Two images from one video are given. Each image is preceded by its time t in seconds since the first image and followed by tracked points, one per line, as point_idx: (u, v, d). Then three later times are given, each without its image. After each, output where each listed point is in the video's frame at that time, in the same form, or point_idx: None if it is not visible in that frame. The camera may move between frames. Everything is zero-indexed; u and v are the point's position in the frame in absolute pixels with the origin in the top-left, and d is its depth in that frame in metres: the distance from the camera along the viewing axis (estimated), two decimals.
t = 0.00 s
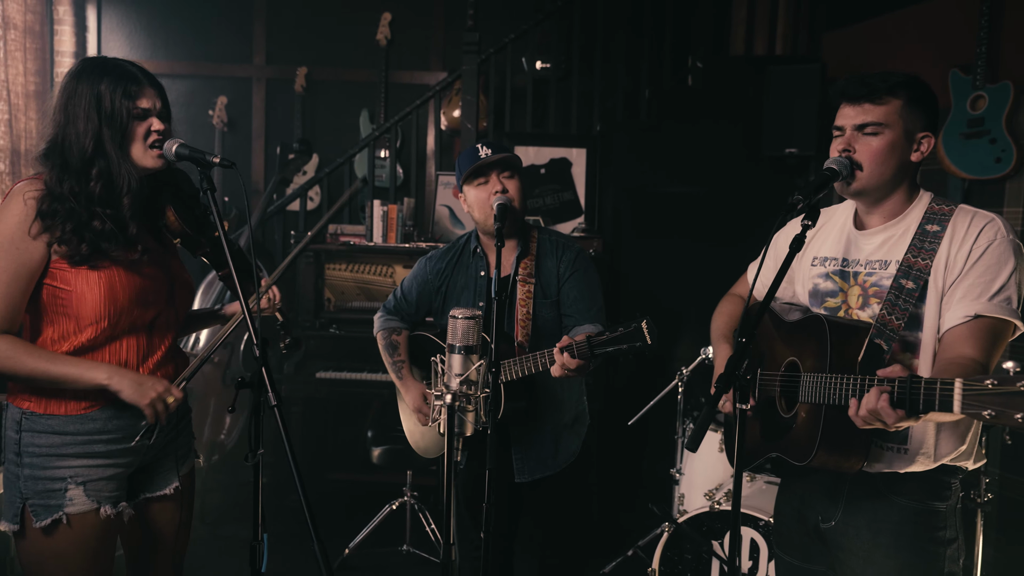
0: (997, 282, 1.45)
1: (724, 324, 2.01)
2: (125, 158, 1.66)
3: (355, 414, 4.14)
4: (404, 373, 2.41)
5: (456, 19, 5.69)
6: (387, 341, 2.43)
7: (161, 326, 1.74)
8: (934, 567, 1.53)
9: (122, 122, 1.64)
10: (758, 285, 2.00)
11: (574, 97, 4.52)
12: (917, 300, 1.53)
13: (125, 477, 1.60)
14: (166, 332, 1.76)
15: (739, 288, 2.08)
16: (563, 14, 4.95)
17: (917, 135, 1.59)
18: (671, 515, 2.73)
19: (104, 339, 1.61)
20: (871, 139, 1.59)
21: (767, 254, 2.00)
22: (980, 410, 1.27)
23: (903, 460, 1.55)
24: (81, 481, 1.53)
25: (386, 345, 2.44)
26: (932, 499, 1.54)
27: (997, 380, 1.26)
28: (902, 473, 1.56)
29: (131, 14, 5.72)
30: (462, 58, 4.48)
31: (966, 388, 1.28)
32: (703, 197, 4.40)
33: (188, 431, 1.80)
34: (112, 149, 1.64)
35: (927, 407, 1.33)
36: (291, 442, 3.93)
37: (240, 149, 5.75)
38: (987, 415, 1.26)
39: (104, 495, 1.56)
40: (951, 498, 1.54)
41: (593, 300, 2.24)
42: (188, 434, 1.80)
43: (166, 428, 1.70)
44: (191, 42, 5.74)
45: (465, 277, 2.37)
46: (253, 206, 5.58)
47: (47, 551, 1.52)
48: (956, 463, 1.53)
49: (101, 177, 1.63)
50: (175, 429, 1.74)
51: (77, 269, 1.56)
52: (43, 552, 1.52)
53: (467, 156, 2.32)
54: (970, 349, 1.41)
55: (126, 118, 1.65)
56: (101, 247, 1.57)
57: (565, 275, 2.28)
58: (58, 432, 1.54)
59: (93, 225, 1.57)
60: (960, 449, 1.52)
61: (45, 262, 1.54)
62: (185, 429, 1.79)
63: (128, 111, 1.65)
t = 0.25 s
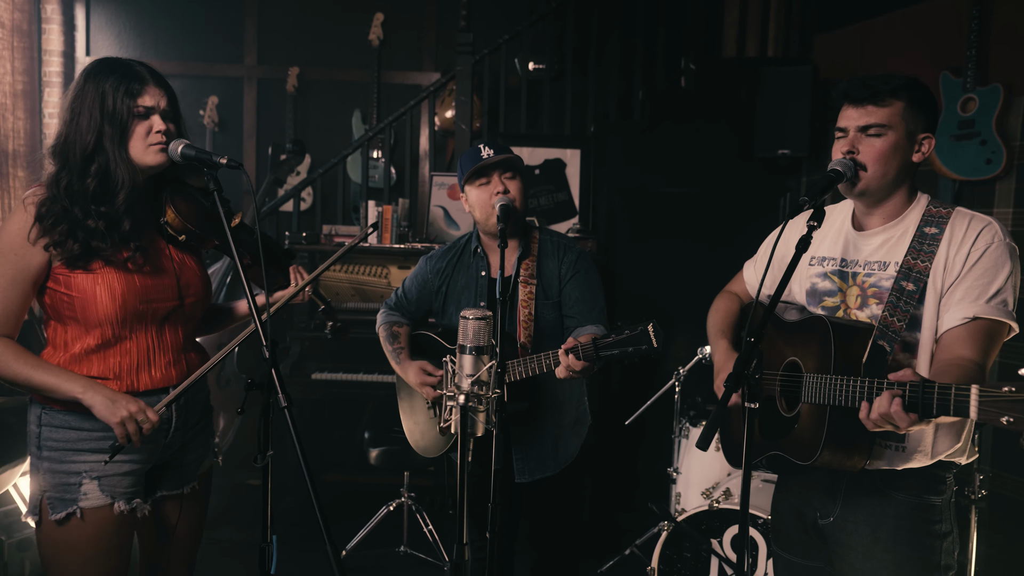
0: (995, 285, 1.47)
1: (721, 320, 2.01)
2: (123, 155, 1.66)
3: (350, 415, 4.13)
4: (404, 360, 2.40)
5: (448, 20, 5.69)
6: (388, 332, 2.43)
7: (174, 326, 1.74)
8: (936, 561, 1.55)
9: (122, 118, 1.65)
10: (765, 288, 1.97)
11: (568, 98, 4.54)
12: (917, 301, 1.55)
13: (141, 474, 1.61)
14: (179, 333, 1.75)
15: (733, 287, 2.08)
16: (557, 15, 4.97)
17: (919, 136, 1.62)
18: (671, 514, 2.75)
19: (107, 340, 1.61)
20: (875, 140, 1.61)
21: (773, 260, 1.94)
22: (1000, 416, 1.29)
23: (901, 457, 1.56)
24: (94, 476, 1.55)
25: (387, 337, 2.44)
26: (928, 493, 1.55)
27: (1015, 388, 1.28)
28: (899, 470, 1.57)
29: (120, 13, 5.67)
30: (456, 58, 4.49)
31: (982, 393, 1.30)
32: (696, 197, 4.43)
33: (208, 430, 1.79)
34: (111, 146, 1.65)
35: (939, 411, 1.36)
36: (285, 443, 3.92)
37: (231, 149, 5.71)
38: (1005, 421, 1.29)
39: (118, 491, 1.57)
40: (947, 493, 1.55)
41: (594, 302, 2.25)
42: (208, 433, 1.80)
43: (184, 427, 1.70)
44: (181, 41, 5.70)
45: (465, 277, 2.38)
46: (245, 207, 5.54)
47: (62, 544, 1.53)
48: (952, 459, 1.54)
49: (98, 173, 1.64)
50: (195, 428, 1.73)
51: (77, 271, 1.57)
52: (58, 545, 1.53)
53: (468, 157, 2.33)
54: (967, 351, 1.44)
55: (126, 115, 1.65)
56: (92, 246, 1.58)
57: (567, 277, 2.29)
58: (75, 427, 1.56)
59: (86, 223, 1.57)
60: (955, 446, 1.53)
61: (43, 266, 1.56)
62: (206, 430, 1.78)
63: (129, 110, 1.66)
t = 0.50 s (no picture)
0: (993, 288, 1.50)
1: (719, 319, 2.02)
2: (127, 158, 1.69)
3: (346, 417, 4.12)
4: (406, 372, 2.43)
5: (441, 21, 5.69)
6: (389, 340, 2.45)
7: (190, 326, 1.76)
8: (927, 552, 1.56)
9: (129, 123, 1.69)
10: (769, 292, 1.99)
11: (562, 99, 4.55)
12: (918, 302, 1.58)
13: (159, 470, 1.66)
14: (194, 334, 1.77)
15: (731, 285, 2.11)
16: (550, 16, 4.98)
17: (920, 139, 1.65)
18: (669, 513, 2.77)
19: (115, 344, 1.66)
20: (878, 142, 1.64)
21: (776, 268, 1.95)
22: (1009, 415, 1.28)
23: (900, 454, 1.58)
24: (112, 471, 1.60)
25: (388, 344, 2.45)
26: (922, 488, 1.57)
27: None
28: (894, 467, 1.59)
29: (110, 12, 5.63)
30: (451, 59, 4.49)
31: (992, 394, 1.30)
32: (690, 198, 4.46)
33: (231, 431, 1.83)
34: (117, 150, 1.68)
35: (946, 410, 1.36)
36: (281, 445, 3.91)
37: (223, 149, 5.67)
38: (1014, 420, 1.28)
39: (136, 486, 1.62)
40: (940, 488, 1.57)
41: (596, 303, 2.26)
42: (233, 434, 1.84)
43: (203, 426, 1.74)
44: (172, 41, 5.66)
45: (467, 277, 2.38)
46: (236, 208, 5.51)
47: (85, 537, 1.59)
48: (946, 456, 1.57)
49: (103, 177, 1.69)
50: (215, 428, 1.77)
51: (83, 278, 1.64)
52: (82, 538, 1.59)
53: (471, 159, 2.34)
54: (965, 351, 1.46)
55: (132, 119, 1.69)
56: (90, 253, 1.62)
57: (569, 278, 2.30)
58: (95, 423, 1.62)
59: (86, 227, 1.63)
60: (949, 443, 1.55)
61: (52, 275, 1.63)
62: (228, 430, 1.82)
63: (136, 114, 1.69)
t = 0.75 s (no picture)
0: (994, 293, 1.52)
1: (719, 322, 2.03)
2: (131, 159, 1.70)
3: (340, 418, 4.10)
4: (404, 368, 2.45)
5: (433, 22, 5.69)
6: (388, 337, 2.45)
7: (194, 329, 1.75)
8: (928, 550, 1.58)
9: (131, 125, 1.70)
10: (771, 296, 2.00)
11: (556, 100, 4.56)
12: (920, 306, 1.59)
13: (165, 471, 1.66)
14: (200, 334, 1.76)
15: (730, 286, 2.12)
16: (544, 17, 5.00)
17: (921, 142, 1.66)
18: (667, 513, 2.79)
19: (120, 346, 1.66)
20: (879, 145, 1.66)
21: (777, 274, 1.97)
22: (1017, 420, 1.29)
23: (901, 456, 1.59)
24: (118, 472, 1.60)
25: (388, 342, 2.45)
26: (922, 487, 1.59)
27: None
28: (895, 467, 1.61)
29: (99, 10, 5.58)
30: (445, 60, 4.49)
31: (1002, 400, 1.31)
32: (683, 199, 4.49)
33: (238, 434, 1.82)
34: (119, 151, 1.69)
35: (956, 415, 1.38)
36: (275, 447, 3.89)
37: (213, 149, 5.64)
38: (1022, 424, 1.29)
39: (141, 486, 1.62)
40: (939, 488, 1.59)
41: (597, 304, 2.28)
42: (239, 437, 1.83)
43: (209, 428, 1.74)
44: (162, 40, 5.61)
45: (467, 278, 2.40)
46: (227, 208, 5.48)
47: (90, 536, 1.59)
48: (945, 456, 1.58)
49: (108, 179, 1.70)
50: (221, 431, 1.77)
51: (87, 285, 1.63)
52: (86, 535, 1.59)
53: (470, 159, 2.34)
54: (965, 354, 1.48)
55: (135, 122, 1.70)
56: (92, 256, 1.62)
57: (570, 279, 2.31)
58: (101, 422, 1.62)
59: (90, 232, 1.63)
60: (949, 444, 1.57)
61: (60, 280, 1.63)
62: (235, 433, 1.82)
63: (138, 115, 1.70)
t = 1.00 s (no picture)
0: (991, 296, 1.53)
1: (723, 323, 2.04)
2: (127, 152, 1.67)
3: (333, 420, 4.08)
4: (403, 360, 2.43)
5: (425, 21, 5.68)
6: (387, 332, 2.44)
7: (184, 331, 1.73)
8: (927, 553, 1.59)
9: (130, 119, 1.67)
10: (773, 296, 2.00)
11: (549, 100, 4.57)
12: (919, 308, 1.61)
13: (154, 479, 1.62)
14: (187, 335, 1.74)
15: (739, 288, 2.12)
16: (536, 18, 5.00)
17: (919, 145, 1.68)
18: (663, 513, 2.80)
19: (106, 347, 1.62)
20: (877, 147, 1.67)
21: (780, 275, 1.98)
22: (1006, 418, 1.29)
23: (901, 458, 1.60)
24: (106, 479, 1.56)
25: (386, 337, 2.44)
26: (923, 491, 1.60)
27: (1023, 391, 1.28)
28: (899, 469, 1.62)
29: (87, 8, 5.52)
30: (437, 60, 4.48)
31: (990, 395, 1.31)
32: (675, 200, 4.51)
33: (225, 441, 1.80)
34: (116, 143, 1.66)
35: (945, 412, 1.38)
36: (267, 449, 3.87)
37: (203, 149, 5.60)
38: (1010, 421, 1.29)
39: (130, 494, 1.58)
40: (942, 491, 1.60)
41: (596, 305, 2.28)
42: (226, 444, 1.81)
43: (198, 434, 1.71)
44: (151, 38, 5.57)
45: (465, 277, 2.40)
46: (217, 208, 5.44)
47: (75, 548, 1.54)
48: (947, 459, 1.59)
49: (101, 170, 1.66)
50: (209, 437, 1.75)
51: (73, 278, 1.59)
52: (71, 546, 1.54)
53: (466, 160, 2.33)
54: (963, 356, 1.49)
55: (135, 116, 1.67)
56: (81, 246, 1.58)
57: (568, 279, 2.31)
58: (87, 428, 1.57)
59: (79, 222, 1.60)
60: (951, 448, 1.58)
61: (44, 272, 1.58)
62: (223, 439, 1.80)
63: (140, 110, 1.67)
